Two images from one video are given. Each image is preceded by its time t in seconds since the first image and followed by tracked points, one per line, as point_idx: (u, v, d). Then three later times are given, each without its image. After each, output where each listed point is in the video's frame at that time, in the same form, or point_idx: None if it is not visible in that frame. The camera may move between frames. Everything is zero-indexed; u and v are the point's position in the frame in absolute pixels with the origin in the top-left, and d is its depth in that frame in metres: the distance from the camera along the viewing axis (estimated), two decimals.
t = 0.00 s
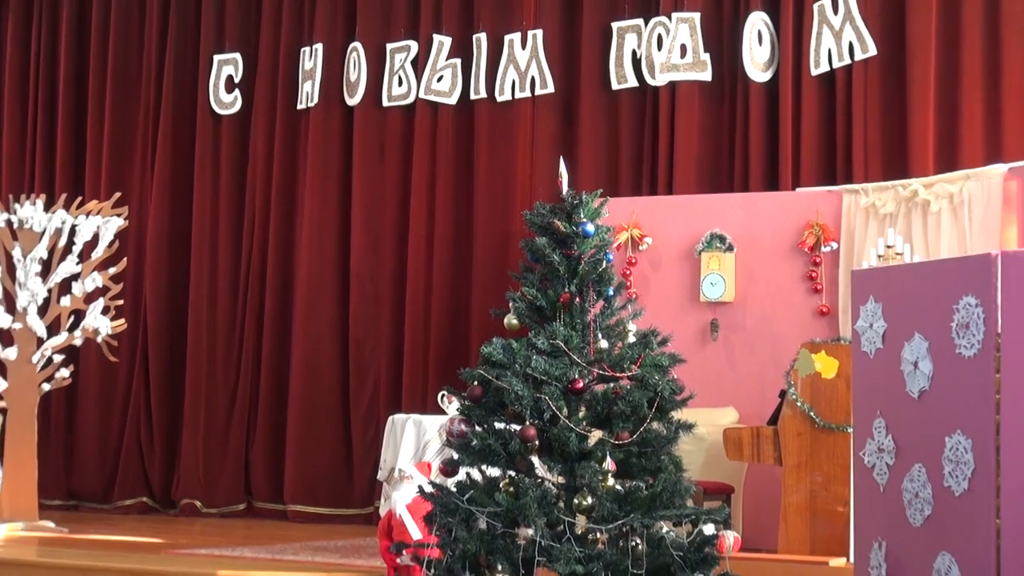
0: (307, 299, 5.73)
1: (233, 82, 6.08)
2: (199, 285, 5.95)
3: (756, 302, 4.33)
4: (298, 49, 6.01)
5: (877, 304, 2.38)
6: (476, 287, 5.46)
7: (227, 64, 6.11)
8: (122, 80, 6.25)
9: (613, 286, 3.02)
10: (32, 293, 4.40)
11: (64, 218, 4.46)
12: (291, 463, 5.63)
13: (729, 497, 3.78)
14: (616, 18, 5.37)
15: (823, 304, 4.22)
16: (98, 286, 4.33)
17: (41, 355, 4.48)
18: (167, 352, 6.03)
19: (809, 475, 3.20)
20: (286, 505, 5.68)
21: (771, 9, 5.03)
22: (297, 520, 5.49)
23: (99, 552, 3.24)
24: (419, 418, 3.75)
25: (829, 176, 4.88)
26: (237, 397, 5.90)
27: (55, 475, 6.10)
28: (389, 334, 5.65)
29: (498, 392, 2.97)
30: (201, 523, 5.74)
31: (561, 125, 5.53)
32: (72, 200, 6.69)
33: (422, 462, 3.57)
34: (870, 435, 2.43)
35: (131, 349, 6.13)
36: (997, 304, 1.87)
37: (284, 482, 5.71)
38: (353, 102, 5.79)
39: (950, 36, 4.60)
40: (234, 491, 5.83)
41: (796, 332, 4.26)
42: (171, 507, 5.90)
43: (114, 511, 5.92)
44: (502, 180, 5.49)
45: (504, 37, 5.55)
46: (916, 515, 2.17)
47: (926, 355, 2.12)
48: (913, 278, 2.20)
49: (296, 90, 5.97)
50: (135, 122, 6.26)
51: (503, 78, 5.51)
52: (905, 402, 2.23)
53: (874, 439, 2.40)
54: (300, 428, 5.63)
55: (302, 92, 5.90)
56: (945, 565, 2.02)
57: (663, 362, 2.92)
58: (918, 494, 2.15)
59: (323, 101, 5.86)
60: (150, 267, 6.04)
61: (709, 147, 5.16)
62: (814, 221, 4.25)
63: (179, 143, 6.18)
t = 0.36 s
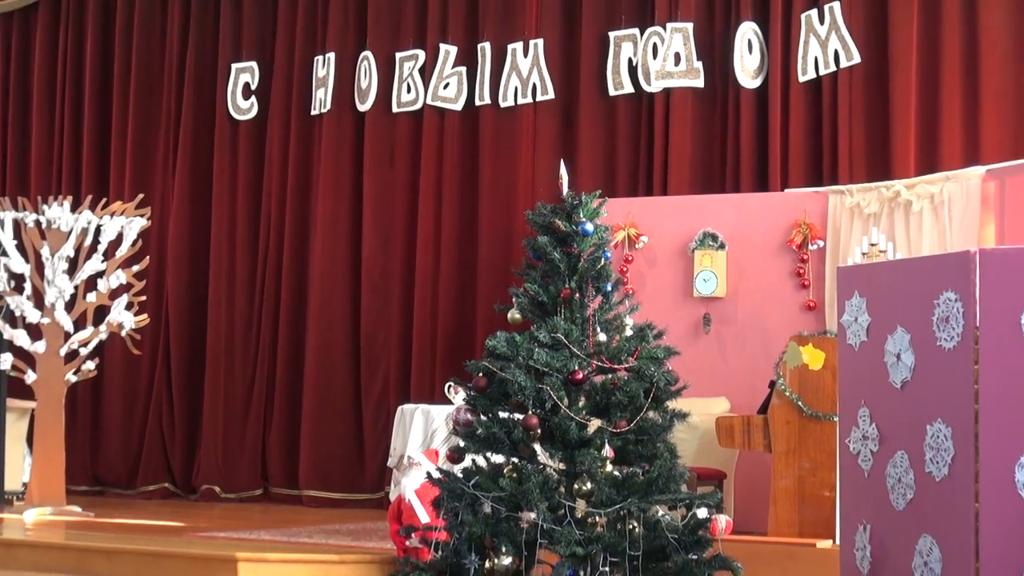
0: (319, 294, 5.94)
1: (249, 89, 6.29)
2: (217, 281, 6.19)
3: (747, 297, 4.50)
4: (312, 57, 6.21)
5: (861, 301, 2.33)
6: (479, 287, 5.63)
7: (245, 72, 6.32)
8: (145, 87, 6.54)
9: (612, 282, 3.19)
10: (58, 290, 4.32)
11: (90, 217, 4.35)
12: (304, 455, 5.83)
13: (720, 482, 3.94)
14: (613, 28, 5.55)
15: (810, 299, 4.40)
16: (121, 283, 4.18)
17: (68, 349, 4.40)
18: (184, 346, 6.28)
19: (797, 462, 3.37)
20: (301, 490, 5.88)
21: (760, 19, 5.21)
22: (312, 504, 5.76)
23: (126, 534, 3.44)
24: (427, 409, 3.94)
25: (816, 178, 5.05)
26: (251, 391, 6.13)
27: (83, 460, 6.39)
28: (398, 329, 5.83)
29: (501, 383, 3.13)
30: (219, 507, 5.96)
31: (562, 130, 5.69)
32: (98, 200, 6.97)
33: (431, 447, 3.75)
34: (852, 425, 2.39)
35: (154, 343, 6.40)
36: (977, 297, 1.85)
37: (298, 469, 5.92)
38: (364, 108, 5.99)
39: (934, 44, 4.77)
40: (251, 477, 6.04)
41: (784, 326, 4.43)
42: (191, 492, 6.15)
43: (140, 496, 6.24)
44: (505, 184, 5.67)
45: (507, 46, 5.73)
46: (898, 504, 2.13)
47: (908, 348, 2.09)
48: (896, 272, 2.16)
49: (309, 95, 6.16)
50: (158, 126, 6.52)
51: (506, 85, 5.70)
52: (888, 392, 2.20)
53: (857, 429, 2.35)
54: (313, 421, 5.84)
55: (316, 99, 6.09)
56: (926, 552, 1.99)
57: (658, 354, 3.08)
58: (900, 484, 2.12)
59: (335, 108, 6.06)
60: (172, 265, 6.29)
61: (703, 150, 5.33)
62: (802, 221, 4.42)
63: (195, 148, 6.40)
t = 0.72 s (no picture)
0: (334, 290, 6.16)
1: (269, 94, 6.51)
2: (238, 277, 6.43)
3: (742, 292, 4.66)
4: (328, 64, 6.41)
5: (850, 295, 2.13)
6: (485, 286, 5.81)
7: (264, 79, 6.54)
8: (169, 92, 6.77)
9: (613, 278, 3.35)
10: (88, 286, 4.48)
11: (117, 217, 4.50)
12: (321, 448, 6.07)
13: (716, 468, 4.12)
14: (614, 36, 5.73)
15: (801, 294, 4.57)
16: (146, 280, 4.33)
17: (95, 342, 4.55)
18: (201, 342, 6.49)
19: (789, 449, 3.55)
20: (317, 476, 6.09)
21: (754, 27, 5.38)
22: (328, 491, 5.99)
23: (151, 517, 3.63)
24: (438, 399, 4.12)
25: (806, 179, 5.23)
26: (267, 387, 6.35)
27: (109, 448, 6.65)
28: (410, 322, 6.02)
29: (508, 373, 3.28)
30: (240, 493, 6.20)
31: (565, 134, 5.88)
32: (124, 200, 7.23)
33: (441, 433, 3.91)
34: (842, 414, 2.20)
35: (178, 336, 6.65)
36: (962, 288, 1.66)
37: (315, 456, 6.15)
38: (377, 113, 6.18)
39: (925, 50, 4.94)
40: (269, 463, 6.26)
41: (777, 320, 4.60)
42: (214, 478, 6.39)
43: (164, 483, 6.49)
44: (511, 187, 5.87)
45: (514, 54, 5.92)
46: (885, 493, 1.95)
47: (895, 339, 1.90)
48: (884, 262, 1.96)
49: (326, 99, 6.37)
50: (181, 131, 6.75)
51: (512, 91, 5.88)
52: (875, 382, 2.00)
53: (847, 417, 2.16)
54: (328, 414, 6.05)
55: (332, 104, 6.31)
56: (912, 539, 1.80)
57: (658, 347, 3.22)
58: (887, 472, 1.93)
59: (350, 113, 6.26)
60: (195, 263, 6.54)
61: (699, 151, 5.51)
62: (793, 220, 4.59)
63: (216, 152, 6.63)
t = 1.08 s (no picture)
0: (348, 284, 6.44)
1: (286, 98, 6.80)
2: (257, 273, 6.74)
3: (735, 288, 4.86)
4: (342, 70, 6.68)
5: (838, 290, 2.32)
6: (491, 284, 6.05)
7: (282, 83, 6.84)
8: (191, 96, 7.12)
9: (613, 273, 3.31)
10: (114, 280, 4.63)
11: (141, 215, 4.63)
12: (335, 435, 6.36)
13: (710, 455, 4.34)
14: (614, 43, 5.92)
15: (791, 289, 4.76)
16: (170, 274, 4.48)
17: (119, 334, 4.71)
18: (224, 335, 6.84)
19: (780, 436, 3.75)
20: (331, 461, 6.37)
21: (748, 35, 5.57)
22: (341, 474, 6.27)
23: (174, 501, 3.85)
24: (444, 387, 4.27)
25: (796, 177, 5.41)
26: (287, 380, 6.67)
27: (134, 433, 7.01)
28: (420, 314, 6.28)
29: (511, 363, 3.21)
30: (258, 476, 6.52)
31: (567, 136, 6.06)
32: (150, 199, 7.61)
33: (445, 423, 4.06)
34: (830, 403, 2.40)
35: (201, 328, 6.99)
36: (944, 287, 1.86)
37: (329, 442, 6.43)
38: (389, 117, 6.42)
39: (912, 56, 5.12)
40: (286, 448, 6.58)
41: (768, 314, 4.80)
42: (233, 462, 6.71)
43: (187, 466, 6.85)
44: (516, 188, 6.08)
45: (518, 60, 6.12)
46: (871, 477, 2.14)
47: (881, 332, 2.09)
48: (869, 263, 2.16)
49: (340, 103, 6.64)
50: (203, 134, 7.10)
51: (516, 95, 6.08)
52: (860, 373, 2.20)
53: (834, 405, 2.36)
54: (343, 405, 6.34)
55: (346, 108, 6.57)
56: (896, 519, 1.99)
57: (655, 338, 3.18)
58: (872, 456, 2.13)
59: (363, 116, 6.52)
60: (215, 258, 6.86)
61: (694, 150, 5.69)
62: (784, 218, 4.77)
63: (239, 156, 6.96)
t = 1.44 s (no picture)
0: (358, 277, 6.69)
1: (299, 102, 7.08)
2: (272, 268, 7.02)
3: (725, 282, 5.04)
4: (352, 75, 6.93)
5: (824, 282, 2.22)
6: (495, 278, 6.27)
7: (295, 88, 7.11)
8: (208, 100, 7.45)
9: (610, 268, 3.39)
10: (135, 275, 4.83)
11: (162, 212, 4.86)
12: (345, 421, 6.63)
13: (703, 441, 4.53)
14: (612, 49, 6.11)
15: (779, 283, 4.95)
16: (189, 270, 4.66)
17: (142, 327, 4.91)
18: (239, 330, 7.15)
19: (769, 423, 3.94)
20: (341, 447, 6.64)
21: (739, 41, 5.77)
22: (351, 459, 6.54)
23: (191, 485, 4.05)
24: (450, 376, 4.47)
25: (784, 176, 5.60)
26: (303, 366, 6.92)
27: (154, 420, 7.34)
28: (427, 307, 6.53)
29: (513, 353, 3.27)
30: (272, 461, 6.81)
31: (566, 137, 6.26)
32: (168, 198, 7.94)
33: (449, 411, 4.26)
34: (816, 390, 2.32)
35: (218, 320, 7.30)
36: (926, 278, 1.79)
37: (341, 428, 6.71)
38: (397, 119, 6.65)
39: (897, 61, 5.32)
40: (299, 434, 6.87)
41: (758, 307, 4.99)
42: (248, 448, 7.01)
43: (204, 452, 7.16)
44: (517, 188, 6.30)
45: (520, 66, 6.33)
46: (853, 463, 2.08)
47: (864, 324, 2.01)
48: (852, 254, 2.10)
49: (350, 106, 6.90)
50: (219, 135, 7.41)
51: (518, 99, 6.30)
52: (844, 361, 2.13)
53: (818, 393, 2.30)
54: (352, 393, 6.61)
55: (355, 111, 6.82)
56: (878, 502, 1.94)
57: (650, 330, 3.25)
58: (856, 444, 2.06)
59: (372, 118, 6.77)
60: (231, 254, 7.17)
61: (687, 150, 5.89)
62: (773, 216, 4.95)
63: (254, 159, 7.26)
